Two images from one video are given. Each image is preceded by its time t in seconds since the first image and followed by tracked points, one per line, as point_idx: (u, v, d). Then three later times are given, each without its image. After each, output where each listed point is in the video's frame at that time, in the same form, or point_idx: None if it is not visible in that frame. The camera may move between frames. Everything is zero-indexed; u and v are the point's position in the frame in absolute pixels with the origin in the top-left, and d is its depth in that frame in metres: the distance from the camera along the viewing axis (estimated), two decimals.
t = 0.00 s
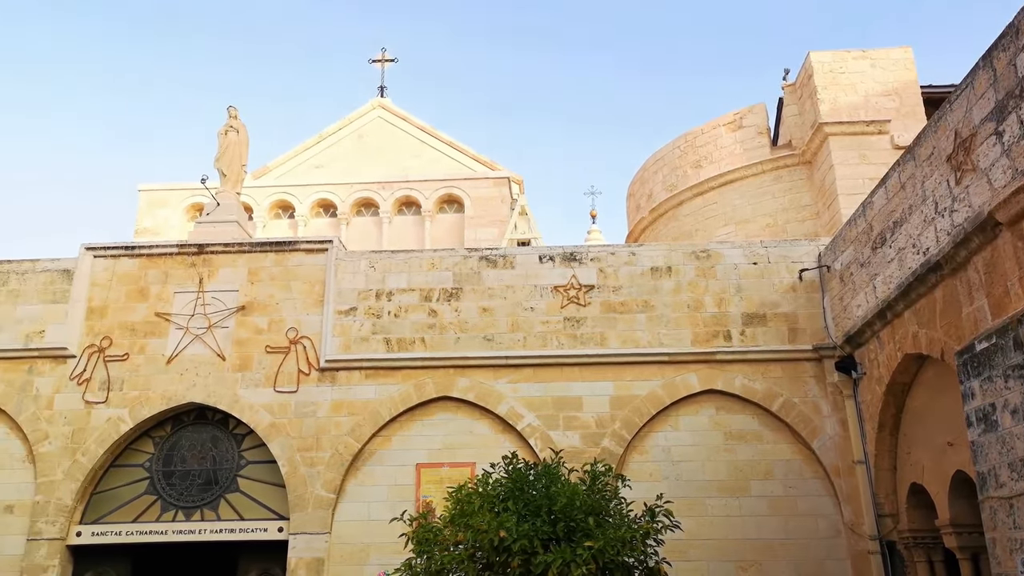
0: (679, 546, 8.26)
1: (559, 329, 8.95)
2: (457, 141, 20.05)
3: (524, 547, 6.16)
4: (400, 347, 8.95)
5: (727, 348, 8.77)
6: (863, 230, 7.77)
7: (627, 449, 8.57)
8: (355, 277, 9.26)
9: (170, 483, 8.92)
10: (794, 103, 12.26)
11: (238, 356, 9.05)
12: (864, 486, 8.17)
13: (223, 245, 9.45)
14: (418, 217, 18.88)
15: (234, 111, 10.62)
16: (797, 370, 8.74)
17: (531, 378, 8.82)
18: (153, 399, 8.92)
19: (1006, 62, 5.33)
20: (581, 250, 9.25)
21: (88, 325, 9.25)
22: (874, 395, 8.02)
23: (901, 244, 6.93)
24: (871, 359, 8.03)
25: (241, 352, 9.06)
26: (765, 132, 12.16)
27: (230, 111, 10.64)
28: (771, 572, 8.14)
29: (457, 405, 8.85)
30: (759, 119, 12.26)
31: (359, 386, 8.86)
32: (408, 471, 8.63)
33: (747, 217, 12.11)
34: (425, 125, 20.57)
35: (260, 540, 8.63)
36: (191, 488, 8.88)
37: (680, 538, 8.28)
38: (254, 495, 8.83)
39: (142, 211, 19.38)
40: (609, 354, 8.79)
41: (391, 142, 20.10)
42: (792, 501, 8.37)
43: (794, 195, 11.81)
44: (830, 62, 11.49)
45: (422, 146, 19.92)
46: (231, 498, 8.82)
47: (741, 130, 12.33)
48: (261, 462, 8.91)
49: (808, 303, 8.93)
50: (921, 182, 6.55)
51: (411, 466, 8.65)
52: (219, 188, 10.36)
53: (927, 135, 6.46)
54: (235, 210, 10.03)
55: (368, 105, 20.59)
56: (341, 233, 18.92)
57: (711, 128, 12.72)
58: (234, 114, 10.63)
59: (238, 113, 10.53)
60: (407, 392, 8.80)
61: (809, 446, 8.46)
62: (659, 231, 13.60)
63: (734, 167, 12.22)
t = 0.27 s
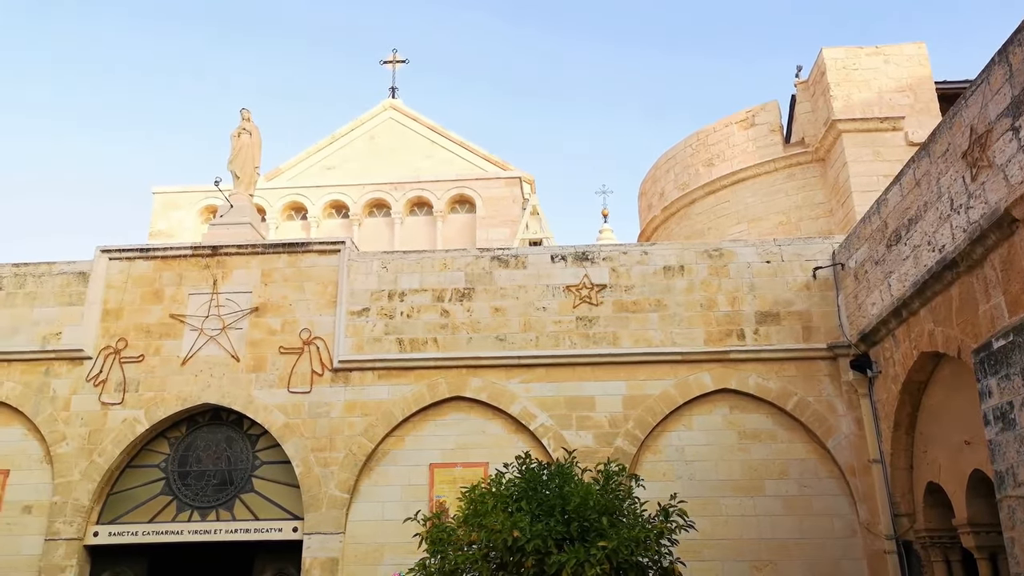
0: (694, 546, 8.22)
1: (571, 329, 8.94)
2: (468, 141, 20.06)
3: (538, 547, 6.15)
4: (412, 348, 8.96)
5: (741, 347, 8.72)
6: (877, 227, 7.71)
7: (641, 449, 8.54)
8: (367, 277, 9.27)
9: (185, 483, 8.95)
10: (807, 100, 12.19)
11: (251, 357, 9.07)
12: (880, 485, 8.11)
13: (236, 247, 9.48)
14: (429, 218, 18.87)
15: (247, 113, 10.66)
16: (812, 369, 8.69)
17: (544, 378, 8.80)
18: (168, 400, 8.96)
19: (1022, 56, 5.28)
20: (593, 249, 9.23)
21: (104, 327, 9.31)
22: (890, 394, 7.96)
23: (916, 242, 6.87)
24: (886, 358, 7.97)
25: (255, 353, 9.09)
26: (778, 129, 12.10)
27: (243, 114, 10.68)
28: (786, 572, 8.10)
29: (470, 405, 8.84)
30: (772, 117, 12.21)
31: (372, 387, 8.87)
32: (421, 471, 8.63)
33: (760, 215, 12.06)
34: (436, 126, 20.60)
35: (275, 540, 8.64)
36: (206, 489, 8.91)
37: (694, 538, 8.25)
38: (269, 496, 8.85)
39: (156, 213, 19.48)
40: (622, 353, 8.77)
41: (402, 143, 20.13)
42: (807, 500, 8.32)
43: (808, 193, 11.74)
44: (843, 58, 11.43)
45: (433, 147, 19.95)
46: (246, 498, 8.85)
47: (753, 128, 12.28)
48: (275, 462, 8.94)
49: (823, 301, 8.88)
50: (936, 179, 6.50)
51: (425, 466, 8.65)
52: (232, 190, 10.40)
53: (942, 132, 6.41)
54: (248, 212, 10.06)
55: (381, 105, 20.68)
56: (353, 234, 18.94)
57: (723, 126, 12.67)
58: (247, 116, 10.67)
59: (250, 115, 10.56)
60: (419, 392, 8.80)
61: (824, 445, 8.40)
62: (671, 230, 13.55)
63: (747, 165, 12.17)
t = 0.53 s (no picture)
0: (705, 546, 8.20)
1: (581, 329, 8.93)
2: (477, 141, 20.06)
3: (548, 547, 6.14)
4: (422, 348, 8.96)
5: (751, 346, 8.69)
6: (889, 225, 7.67)
7: (651, 449, 8.52)
8: (377, 278, 9.28)
9: (197, 483, 8.98)
10: (817, 97, 12.13)
11: (262, 357, 9.10)
12: (893, 484, 8.06)
13: (247, 248, 9.51)
14: (439, 218, 18.89)
15: (257, 115, 10.69)
16: (823, 368, 8.65)
17: (553, 378, 8.79)
18: (180, 400, 9.00)
19: None
20: (602, 249, 9.22)
21: (116, 328, 9.35)
22: (902, 392, 7.92)
23: (928, 240, 6.83)
24: (898, 356, 7.93)
25: (266, 354, 9.11)
26: (788, 127, 12.06)
27: (253, 116, 10.71)
28: (798, 571, 8.06)
29: (480, 405, 8.84)
30: (781, 115, 12.16)
31: (382, 387, 8.88)
32: (432, 471, 8.63)
33: (770, 214, 12.02)
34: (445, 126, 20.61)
35: (286, 540, 8.66)
36: (218, 489, 8.94)
37: (705, 537, 8.22)
38: (280, 496, 8.87)
39: (167, 215, 19.57)
40: (632, 353, 8.75)
41: (411, 144, 20.17)
42: (818, 500, 8.28)
43: (818, 191, 11.69)
44: (853, 55, 11.37)
45: (442, 147, 19.97)
46: (257, 498, 8.87)
47: (763, 126, 12.23)
48: (287, 462, 8.96)
49: (834, 300, 8.84)
50: (948, 176, 6.46)
51: (435, 466, 8.65)
52: (242, 192, 10.43)
53: (954, 129, 6.38)
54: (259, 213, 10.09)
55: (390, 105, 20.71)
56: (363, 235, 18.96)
57: (733, 125, 12.63)
58: (257, 118, 10.70)
59: (260, 116, 10.59)
60: (429, 392, 8.80)
61: (835, 444, 8.36)
62: (680, 229, 13.51)
63: (757, 163, 12.14)
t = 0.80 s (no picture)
0: (718, 546, 8.16)
1: (592, 328, 8.90)
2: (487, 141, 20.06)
3: (561, 547, 6.12)
4: (434, 348, 8.96)
5: (764, 345, 8.65)
6: (902, 222, 7.62)
7: (663, 448, 8.49)
8: (388, 278, 9.29)
9: (211, 483, 9.01)
10: (829, 95, 12.06)
11: (275, 358, 9.12)
12: (907, 484, 8.00)
13: (259, 249, 9.53)
14: (449, 218, 18.91)
15: (268, 117, 10.72)
16: (836, 367, 8.59)
17: (565, 377, 8.78)
18: (193, 401, 9.03)
19: None
20: (613, 248, 9.19)
21: (130, 330, 9.39)
22: (916, 391, 7.86)
23: (942, 237, 6.78)
24: (912, 355, 7.88)
25: (278, 354, 9.13)
26: (799, 125, 12.00)
27: (265, 118, 10.74)
28: (812, 571, 8.02)
29: (491, 405, 8.83)
30: (793, 112, 12.11)
31: (394, 387, 8.88)
32: (443, 471, 8.63)
33: (782, 212, 11.96)
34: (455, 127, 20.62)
35: (299, 540, 8.67)
36: (231, 489, 8.96)
37: (718, 537, 8.19)
38: (293, 496, 8.89)
39: (180, 217, 19.66)
40: (644, 352, 8.72)
41: (421, 144, 20.18)
42: (832, 499, 8.23)
43: (830, 189, 11.63)
44: (865, 52, 11.31)
45: (452, 147, 19.97)
46: (270, 498, 8.89)
47: (774, 124, 12.18)
48: (299, 462, 8.98)
49: (846, 298, 8.78)
50: (962, 173, 6.40)
51: (447, 466, 8.65)
52: (254, 193, 10.45)
53: (968, 125, 6.32)
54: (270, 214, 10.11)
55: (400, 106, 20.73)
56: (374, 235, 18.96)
57: (744, 123, 12.58)
58: (268, 120, 10.72)
59: (271, 118, 10.61)
60: (441, 392, 8.80)
61: (849, 443, 8.31)
62: (691, 228, 13.46)
63: (768, 161, 12.08)
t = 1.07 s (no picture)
0: (733, 545, 8.12)
1: (605, 328, 8.88)
2: (498, 141, 20.05)
3: (574, 547, 6.11)
4: (446, 348, 8.96)
5: (777, 344, 8.61)
6: (917, 219, 7.56)
7: (677, 448, 8.46)
8: (401, 279, 9.30)
9: (226, 484, 9.04)
10: (842, 91, 11.98)
11: (288, 359, 9.15)
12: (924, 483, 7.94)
13: (272, 251, 9.56)
14: (461, 218, 18.91)
15: (280, 119, 10.74)
16: (851, 365, 8.54)
17: (577, 377, 8.76)
18: (208, 402, 9.06)
19: None
20: (624, 247, 9.17)
21: (145, 331, 9.44)
22: (932, 389, 7.80)
23: (957, 234, 6.72)
24: (928, 353, 7.82)
25: (292, 355, 9.16)
26: (812, 122, 11.93)
27: (277, 120, 10.77)
28: (828, 571, 7.97)
29: (504, 405, 8.82)
30: (805, 109, 12.04)
31: (407, 387, 8.89)
32: (456, 471, 8.63)
33: (795, 210, 11.90)
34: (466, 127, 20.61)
35: (314, 539, 8.69)
36: (246, 489, 8.99)
37: (733, 537, 8.15)
38: (307, 496, 8.91)
39: (194, 219, 19.77)
40: (657, 351, 8.69)
41: (432, 145, 20.20)
42: (848, 499, 8.18)
43: (844, 186, 11.55)
44: (878, 48, 11.23)
45: (464, 148, 19.98)
46: (285, 498, 8.91)
47: (787, 121, 12.12)
48: (313, 463, 8.99)
49: (861, 296, 8.72)
50: (978, 170, 6.35)
51: (460, 466, 8.65)
52: (267, 195, 10.49)
53: (983, 121, 6.26)
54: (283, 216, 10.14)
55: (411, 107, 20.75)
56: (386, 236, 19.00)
57: (756, 120, 12.52)
58: (280, 122, 10.75)
59: (283, 120, 10.64)
60: (453, 392, 8.80)
61: (865, 442, 8.25)
62: (704, 226, 13.40)
63: (781, 159, 12.02)
